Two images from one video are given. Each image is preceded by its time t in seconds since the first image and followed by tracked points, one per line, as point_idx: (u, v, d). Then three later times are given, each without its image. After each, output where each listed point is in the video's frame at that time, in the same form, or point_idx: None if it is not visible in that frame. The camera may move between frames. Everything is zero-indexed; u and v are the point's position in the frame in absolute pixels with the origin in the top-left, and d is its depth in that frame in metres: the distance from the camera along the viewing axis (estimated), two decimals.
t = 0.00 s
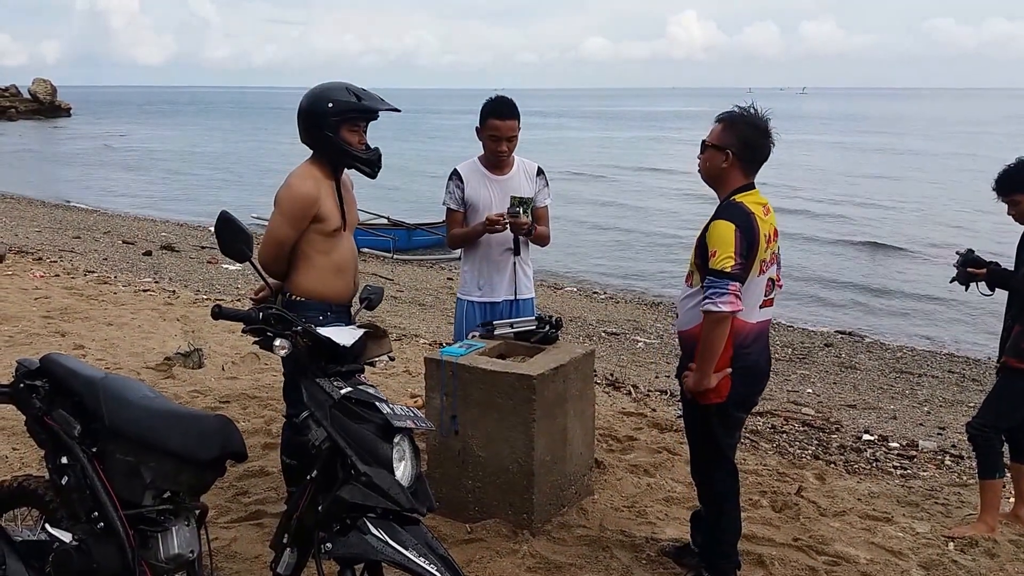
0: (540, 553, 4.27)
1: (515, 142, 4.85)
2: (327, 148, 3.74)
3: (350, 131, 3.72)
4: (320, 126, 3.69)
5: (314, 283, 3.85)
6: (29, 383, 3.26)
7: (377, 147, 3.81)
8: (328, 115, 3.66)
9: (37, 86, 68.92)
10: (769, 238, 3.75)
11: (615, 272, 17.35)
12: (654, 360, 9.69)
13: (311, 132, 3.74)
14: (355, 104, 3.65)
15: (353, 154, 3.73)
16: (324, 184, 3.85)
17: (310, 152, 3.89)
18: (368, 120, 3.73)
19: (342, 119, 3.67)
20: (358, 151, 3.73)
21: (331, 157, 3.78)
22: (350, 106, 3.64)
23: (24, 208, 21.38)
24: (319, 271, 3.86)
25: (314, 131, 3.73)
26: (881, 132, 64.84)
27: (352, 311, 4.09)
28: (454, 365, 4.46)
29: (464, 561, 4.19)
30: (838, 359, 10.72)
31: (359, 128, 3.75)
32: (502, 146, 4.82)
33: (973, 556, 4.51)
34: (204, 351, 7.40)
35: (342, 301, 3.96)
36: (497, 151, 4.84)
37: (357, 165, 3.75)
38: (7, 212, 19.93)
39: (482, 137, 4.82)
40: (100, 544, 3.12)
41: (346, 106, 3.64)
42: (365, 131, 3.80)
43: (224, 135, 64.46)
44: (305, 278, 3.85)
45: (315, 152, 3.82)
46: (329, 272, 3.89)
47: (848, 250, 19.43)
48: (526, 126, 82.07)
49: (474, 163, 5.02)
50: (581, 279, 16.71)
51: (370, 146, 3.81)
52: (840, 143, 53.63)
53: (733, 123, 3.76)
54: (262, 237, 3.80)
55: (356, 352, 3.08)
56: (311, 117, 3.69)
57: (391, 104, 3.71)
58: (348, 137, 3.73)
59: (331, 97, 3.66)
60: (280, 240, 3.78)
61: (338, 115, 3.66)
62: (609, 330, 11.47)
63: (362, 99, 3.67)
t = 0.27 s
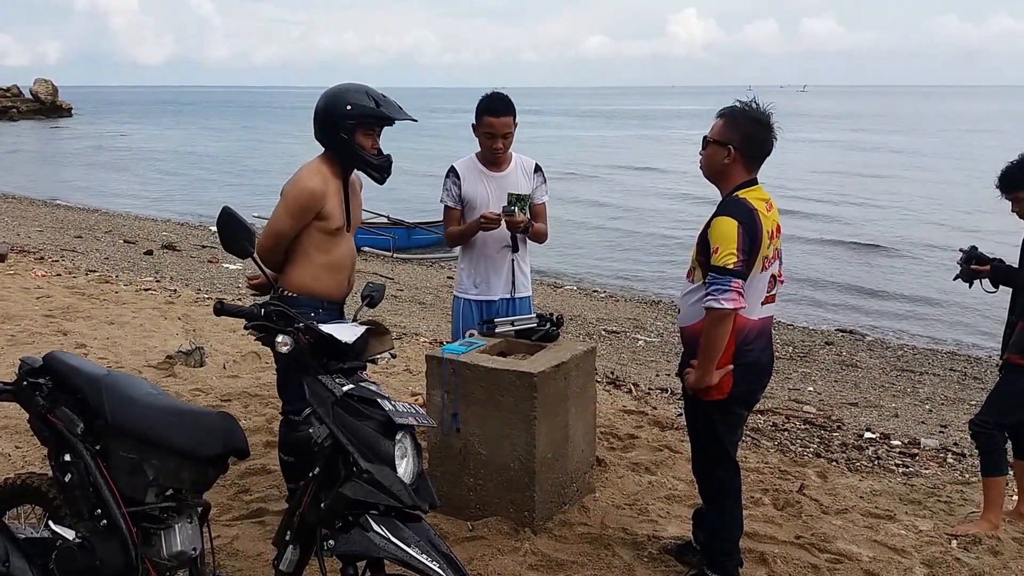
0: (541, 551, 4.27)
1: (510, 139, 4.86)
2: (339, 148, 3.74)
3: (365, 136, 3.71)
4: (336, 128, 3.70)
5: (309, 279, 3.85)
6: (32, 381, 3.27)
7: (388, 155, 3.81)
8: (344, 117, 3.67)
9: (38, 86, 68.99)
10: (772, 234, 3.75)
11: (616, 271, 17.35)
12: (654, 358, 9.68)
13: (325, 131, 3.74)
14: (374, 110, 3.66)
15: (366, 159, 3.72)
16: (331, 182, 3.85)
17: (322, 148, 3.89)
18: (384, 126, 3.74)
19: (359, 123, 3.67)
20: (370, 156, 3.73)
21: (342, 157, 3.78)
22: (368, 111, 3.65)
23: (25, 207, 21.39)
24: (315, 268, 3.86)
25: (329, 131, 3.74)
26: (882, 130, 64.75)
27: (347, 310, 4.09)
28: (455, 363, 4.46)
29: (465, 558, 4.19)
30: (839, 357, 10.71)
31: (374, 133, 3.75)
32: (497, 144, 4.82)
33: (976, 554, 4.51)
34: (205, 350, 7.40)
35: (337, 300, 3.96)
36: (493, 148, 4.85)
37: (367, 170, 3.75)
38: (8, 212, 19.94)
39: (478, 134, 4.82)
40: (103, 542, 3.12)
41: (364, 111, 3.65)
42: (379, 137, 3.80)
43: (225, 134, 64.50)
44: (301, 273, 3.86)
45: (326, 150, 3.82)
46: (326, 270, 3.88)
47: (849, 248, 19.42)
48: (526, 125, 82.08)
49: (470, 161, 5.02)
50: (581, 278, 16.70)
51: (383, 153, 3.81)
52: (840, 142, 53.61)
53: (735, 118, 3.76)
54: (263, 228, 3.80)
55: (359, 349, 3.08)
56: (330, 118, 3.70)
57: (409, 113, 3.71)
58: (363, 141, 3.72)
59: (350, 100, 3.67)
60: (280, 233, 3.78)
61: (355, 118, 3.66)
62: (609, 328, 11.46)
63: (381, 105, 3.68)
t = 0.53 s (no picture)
0: (543, 549, 4.27)
1: (504, 137, 4.84)
2: (342, 146, 3.75)
3: (369, 135, 3.71)
4: (341, 126, 3.70)
5: (311, 274, 3.85)
6: (34, 379, 3.26)
7: (390, 155, 3.81)
8: (350, 116, 3.66)
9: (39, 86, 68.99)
10: (773, 230, 3.74)
11: (617, 270, 17.35)
12: (656, 356, 9.68)
13: (330, 129, 3.75)
14: (380, 110, 3.66)
15: (369, 158, 3.72)
16: (334, 179, 3.85)
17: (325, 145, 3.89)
18: (388, 126, 3.74)
19: (364, 122, 3.67)
20: (373, 156, 3.73)
21: (346, 155, 3.78)
22: (374, 111, 3.64)
23: (26, 207, 21.39)
24: (317, 264, 3.86)
25: (333, 129, 3.74)
26: (883, 129, 64.74)
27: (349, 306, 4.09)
28: (456, 360, 4.46)
29: (467, 556, 4.19)
30: (840, 355, 10.71)
31: (378, 133, 3.75)
32: (491, 142, 4.81)
33: (978, 551, 4.50)
34: (207, 349, 7.41)
35: (339, 296, 3.96)
36: (487, 147, 4.84)
37: (369, 169, 3.75)
38: (9, 211, 19.94)
39: (472, 133, 4.82)
40: (106, 539, 3.13)
41: (371, 110, 3.64)
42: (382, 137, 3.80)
43: (225, 134, 64.51)
44: (303, 270, 3.86)
45: (328, 147, 3.82)
46: (328, 266, 3.88)
47: (850, 246, 19.40)
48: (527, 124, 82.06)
49: (466, 159, 5.02)
50: (582, 277, 16.69)
51: (385, 153, 3.81)
52: (841, 140, 53.57)
53: (736, 114, 3.76)
54: (266, 224, 3.81)
55: (360, 346, 3.08)
56: (335, 116, 3.69)
57: (415, 116, 3.71)
58: (366, 140, 3.72)
59: (358, 99, 3.66)
60: (282, 229, 3.78)
61: (361, 118, 3.66)
62: (610, 327, 11.45)
63: (387, 106, 3.67)
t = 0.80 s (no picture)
0: (546, 547, 4.28)
1: (499, 136, 4.83)
2: (338, 143, 3.76)
3: (364, 130, 3.74)
4: (336, 122, 3.71)
5: (314, 274, 3.85)
6: (36, 378, 3.24)
7: (386, 149, 3.83)
8: (345, 111, 3.68)
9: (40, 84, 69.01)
10: (774, 228, 3.74)
11: (619, 267, 17.34)
12: (657, 353, 9.68)
13: (325, 126, 3.75)
14: (374, 104, 3.67)
15: (364, 152, 3.74)
16: (331, 176, 3.85)
17: (321, 143, 3.90)
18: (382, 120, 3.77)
19: (358, 117, 3.69)
20: (370, 150, 3.75)
21: (343, 152, 3.79)
22: (368, 106, 3.67)
23: (28, 205, 21.40)
24: (319, 263, 3.86)
25: (328, 125, 3.75)
26: (884, 126, 64.71)
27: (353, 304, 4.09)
28: (458, 359, 4.45)
29: (469, 555, 4.20)
30: (842, 352, 10.70)
31: (372, 127, 3.77)
32: (486, 142, 4.80)
33: (980, 549, 4.50)
34: (209, 347, 7.41)
35: (343, 294, 3.96)
36: (482, 147, 4.84)
37: (366, 164, 3.77)
38: (11, 209, 19.96)
39: (467, 133, 4.82)
40: (109, 539, 3.13)
41: (364, 104, 3.67)
42: (376, 130, 3.82)
43: (227, 131, 64.45)
44: (305, 270, 3.86)
45: (325, 145, 3.82)
46: (330, 265, 3.89)
47: (852, 244, 19.38)
48: (529, 122, 81.99)
49: (463, 159, 5.01)
50: (584, 275, 16.68)
51: (380, 147, 3.83)
52: (843, 137, 53.48)
53: (736, 112, 3.75)
54: (266, 225, 3.81)
55: (361, 345, 3.08)
56: (328, 112, 3.71)
57: (409, 109, 3.72)
58: (361, 135, 3.75)
59: (351, 93, 3.68)
60: (283, 230, 3.78)
61: (355, 112, 3.68)
62: (612, 324, 11.46)
63: (381, 100, 3.70)
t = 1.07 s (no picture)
0: (548, 545, 4.28)
1: (500, 136, 4.83)
2: (331, 143, 3.75)
3: (356, 129, 3.72)
4: (328, 121, 3.69)
5: (311, 277, 3.85)
6: (38, 377, 3.23)
7: (380, 147, 3.81)
8: (337, 110, 3.66)
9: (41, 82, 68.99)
10: (776, 226, 3.73)
11: (621, 265, 17.34)
12: (660, 351, 9.68)
13: (317, 127, 3.74)
14: (366, 103, 3.65)
15: (357, 152, 3.73)
16: (323, 178, 3.84)
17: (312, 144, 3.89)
18: (374, 119, 3.74)
19: (350, 116, 3.67)
20: (363, 150, 3.74)
21: (335, 152, 3.78)
22: (360, 104, 3.64)
23: (30, 203, 21.42)
24: (315, 266, 3.86)
25: (320, 125, 3.73)
26: (886, 123, 64.69)
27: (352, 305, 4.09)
28: (460, 358, 4.45)
29: (471, 553, 4.20)
30: (844, 349, 10.70)
31: (365, 126, 3.75)
32: (486, 142, 4.80)
33: (981, 547, 4.50)
34: (211, 346, 7.42)
35: (342, 296, 3.97)
36: (483, 145, 4.83)
37: (359, 163, 3.75)
38: (14, 208, 19.96)
39: (467, 132, 4.81)
40: (111, 539, 3.14)
41: (356, 103, 3.64)
42: (369, 129, 3.80)
43: (228, 129, 64.46)
44: (302, 274, 3.86)
45: (317, 147, 3.81)
46: (326, 267, 3.89)
47: (854, 241, 19.37)
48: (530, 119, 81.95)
49: (462, 157, 5.00)
50: (586, 272, 16.68)
51: (373, 146, 3.81)
52: (845, 134, 53.40)
53: (737, 110, 3.75)
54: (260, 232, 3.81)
55: (364, 344, 3.08)
56: (320, 111, 3.69)
57: (402, 107, 3.70)
58: (354, 134, 3.73)
59: (342, 92, 3.66)
60: (278, 236, 3.78)
61: (347, 112, 3.66)
62: (614, 322, 11.45)
63: (373, 98, 3.67)
